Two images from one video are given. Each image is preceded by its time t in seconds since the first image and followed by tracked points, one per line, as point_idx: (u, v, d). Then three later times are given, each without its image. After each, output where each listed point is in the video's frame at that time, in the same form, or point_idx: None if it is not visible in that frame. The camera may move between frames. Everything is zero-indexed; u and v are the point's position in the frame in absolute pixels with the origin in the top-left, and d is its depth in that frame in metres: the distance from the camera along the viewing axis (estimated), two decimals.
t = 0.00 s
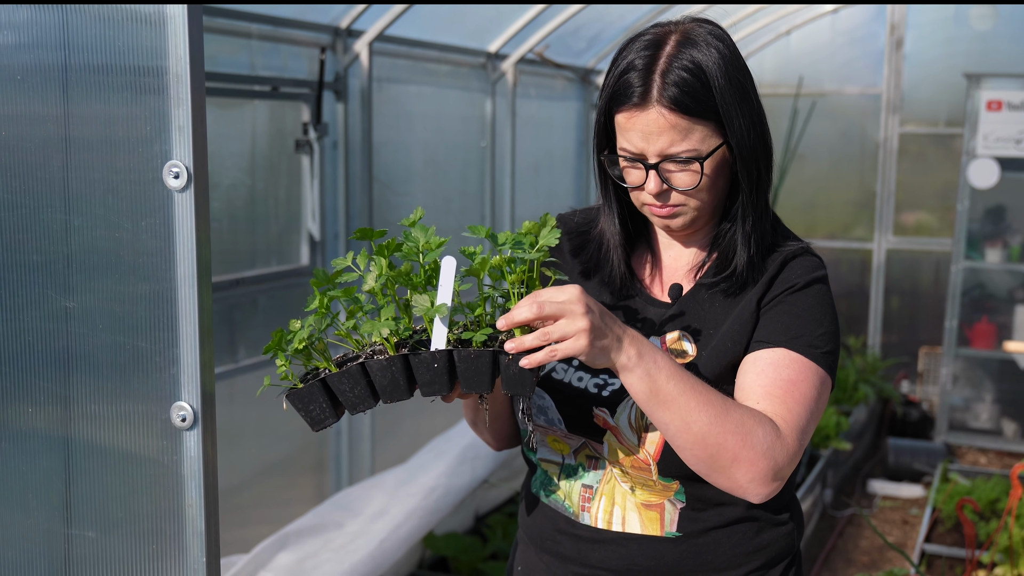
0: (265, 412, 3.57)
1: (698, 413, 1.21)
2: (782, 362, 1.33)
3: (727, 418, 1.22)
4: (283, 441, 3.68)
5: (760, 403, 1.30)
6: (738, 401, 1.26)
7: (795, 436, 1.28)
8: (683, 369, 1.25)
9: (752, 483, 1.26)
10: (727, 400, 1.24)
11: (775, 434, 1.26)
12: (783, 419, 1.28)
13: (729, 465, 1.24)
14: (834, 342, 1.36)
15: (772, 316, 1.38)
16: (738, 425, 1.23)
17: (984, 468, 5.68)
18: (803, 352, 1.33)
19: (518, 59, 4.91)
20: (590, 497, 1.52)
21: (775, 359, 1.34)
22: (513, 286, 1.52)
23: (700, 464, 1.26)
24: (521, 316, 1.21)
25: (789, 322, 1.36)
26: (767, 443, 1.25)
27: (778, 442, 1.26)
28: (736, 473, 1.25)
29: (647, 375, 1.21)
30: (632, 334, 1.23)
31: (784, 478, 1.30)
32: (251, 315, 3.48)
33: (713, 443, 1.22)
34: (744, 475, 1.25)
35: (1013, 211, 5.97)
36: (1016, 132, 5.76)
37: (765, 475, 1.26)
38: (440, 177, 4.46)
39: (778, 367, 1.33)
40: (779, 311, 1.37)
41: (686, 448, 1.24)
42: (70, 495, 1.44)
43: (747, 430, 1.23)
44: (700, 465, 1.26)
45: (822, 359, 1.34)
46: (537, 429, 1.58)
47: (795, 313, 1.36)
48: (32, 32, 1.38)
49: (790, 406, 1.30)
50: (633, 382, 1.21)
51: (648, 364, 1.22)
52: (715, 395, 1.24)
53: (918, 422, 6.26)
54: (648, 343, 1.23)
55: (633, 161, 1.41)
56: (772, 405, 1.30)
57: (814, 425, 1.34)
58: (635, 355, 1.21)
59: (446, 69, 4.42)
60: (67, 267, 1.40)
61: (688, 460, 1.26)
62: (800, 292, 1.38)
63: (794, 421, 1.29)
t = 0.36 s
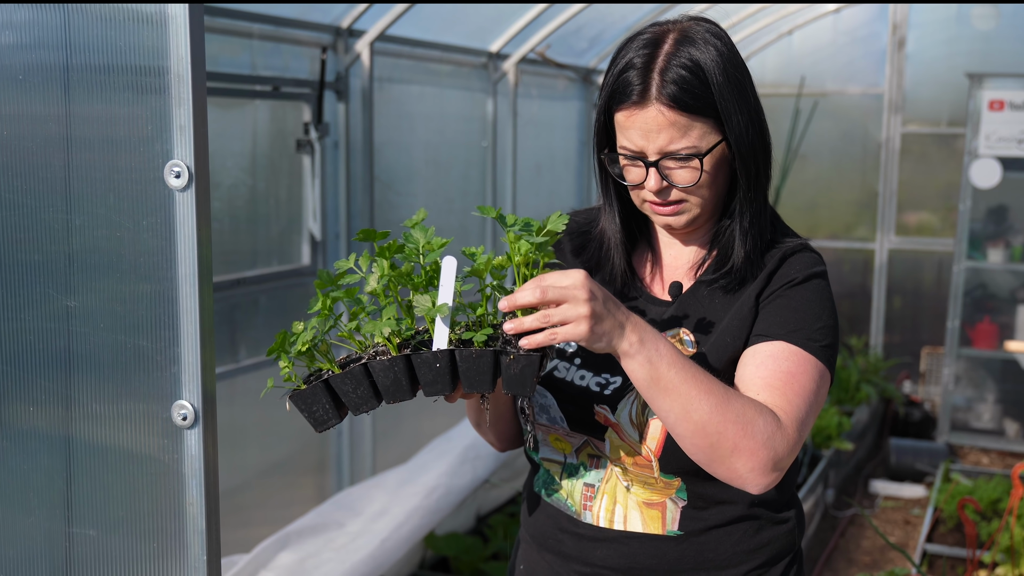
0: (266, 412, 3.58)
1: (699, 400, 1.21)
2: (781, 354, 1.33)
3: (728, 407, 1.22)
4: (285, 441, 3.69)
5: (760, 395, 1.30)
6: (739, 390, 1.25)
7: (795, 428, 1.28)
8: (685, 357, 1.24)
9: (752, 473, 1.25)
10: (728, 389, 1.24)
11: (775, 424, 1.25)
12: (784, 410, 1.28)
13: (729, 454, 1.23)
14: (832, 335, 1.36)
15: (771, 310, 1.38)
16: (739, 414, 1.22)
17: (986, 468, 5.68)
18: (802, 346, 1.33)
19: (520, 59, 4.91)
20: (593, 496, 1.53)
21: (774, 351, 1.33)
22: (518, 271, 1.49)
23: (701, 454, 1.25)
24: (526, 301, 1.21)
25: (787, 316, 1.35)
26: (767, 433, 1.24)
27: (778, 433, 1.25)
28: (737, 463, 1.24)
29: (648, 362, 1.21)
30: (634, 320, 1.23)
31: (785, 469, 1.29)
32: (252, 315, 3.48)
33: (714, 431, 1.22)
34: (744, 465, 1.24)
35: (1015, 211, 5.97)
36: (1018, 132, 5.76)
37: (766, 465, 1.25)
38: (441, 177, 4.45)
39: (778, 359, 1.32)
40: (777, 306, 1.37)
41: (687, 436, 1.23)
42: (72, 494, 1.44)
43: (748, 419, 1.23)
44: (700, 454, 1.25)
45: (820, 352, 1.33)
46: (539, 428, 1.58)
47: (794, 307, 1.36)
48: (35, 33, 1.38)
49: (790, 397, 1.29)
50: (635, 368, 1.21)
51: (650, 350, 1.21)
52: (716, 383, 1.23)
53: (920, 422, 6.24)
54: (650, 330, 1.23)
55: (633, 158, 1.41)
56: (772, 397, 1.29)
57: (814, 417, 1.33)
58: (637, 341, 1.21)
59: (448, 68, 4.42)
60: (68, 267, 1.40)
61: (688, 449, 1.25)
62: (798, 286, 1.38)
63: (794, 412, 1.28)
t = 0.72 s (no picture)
0: (266, 412, 3.57)
1: (698, 373, 1.19)
2: (778, 338, 1.32)
3: (727, 382, 1.20)
4: (285, 441, 3.69)
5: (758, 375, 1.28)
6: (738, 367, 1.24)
7: (793, 408, 1.26)
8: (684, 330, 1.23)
9: (751, 451, 1.23)
10: (728, 364, 1.22)
11: (774, 402, 1.24)
12: (782, 390, 1.26)
13: (727, 430, 1.21)
14: (826, 322, 1.35)
15: (764, 299, 1.37)
16: (739, 390, 1.20)
17: (987, 468, 5.68)
18: (798, 330, 1.32)
19: (520, 59, 4.90)
20: (591, 494, 1.53)
21: (771, 335, 1.32)
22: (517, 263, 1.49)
23: (698, 431, 1.22)
24: (525, 268, 1.17)
25: (781, 302, 1.35)
26: (766, 410, 1.22)
27: (776, 411, 1.23)
28: (735, 440, 1.22)
29: (648, 332, 1.19)
30: (635, 291, 1.20)
31: (782, 450, 1.27)
32: (252, 314, 3.48)
33: (713, 406, 1.19)
34: (743, 442, 1.22)
35: (1016, 211, 5.96)
36: (1019, 132, 5.75)
37: (764, 443, 1.23)
38: (441, 176, 4.45)
39: (774, 343, 1.31)
40: (772, 293, 1.37)
41: (685, 411, 1.21)
42: (72, 494, 1.44)
43: (747, 394, 1.21)
44: (698, 431, 1.22)
45: (815, 337, 1.33)
46: (537, 424, 1.58)
47: (788, 295, 1.35)
48: (33, 32, 1.38)
49: (788, 378, 1.28)
50: (635, 338, 1.19)
51: (650, 321, 1.19)
52: (715, 358, 1.22)
53: (921, 422, 6.20)
54: (651, 300, 1.20)
55: (628, 155, 1.41)
56: (770, 377, 1.28)
57: (811, 402, 1.32)
58: (637, 311, 1.19)
59: (448, 68, 4.42)
60: (70, 266, 1.40)
61: (685, 426, 1.23)
62: (793, 274, 1.38)
63: (792, 392, 1.27)
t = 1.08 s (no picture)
0: (268, 412, 3.56)
1: (724, 321, 1.14)
2: (788, 307, 1.29)
3: (752, 331, 1.16)
4: (286, 442, 3.68)
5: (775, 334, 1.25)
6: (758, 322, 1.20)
7: (811, 367, 1.23)
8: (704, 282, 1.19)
9: (776, 407, 1.18)
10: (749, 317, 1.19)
11: (795, 358, 1.20)
12: (799, 348, 1.23)
13: (752, 383, 1.16)
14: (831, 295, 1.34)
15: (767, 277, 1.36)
16: (763, 341, 1.17)
17: (990, 468, 5.66)
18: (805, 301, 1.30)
19: (522, 58, 4.89)
20: (592, 491, 1.52)
21: (782, 305, 1.30)
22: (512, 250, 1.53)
23: (721, 385, 1.17)
24: (549, 207, 1.13)
25: (786, 276, 1.34)
26: (789, 363, 1.19)
27: (798, 365, 1.20)
28: (760, 395, 1.17)
29: (672, 278, 1.14)
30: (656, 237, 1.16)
31: (802, 411, 1.23)
32: (253, 314, 3.47)
33: (739, 356, 1.15)
34: (768, 396, 1.17)
35: (1019, 210, 5.94)
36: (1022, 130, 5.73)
37: (789, 398, 1.18)
38: (443, 175, 4.44)
39: (785, 311, 1.29)
40: (775, 270, 1.36)
41: (710, 363, 1.15)
42: (76, 493, 1.43)
43: (771, 345, 1.17)
44: (721, 386, 1.17)
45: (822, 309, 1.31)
46: (538, 418, 1.58)
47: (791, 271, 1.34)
48: (38, 31, 1.37)
49: (803, 339, 1.25)
50: (658, 284, 1.14)
51: (673, 268, 1.15)
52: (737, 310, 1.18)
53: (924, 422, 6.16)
54: (675, 247, 1.16)
55: (629, 149, 1.40)
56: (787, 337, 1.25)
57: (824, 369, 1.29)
58: (661, 257, 1.15)
59: (449, 67, 4.41)
60: (73, 265, 1.39)
61: (709, 381, 1.17)
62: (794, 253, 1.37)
63: (809, 350, 1.24)
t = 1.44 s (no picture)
0: (267, 412, 3.55)
1: (791, 227, 1.18)
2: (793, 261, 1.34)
3: (813, 236, 1.21)
4: (286, 441, 3.67)
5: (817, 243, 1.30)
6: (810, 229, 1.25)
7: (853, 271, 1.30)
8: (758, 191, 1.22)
9: (839, 308, 1.24)
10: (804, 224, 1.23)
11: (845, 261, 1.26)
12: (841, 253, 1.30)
13: (819, 286, 1.21)
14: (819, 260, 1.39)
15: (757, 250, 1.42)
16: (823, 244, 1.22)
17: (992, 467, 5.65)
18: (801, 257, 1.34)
19: (522, 56, 4.87)
20: (591, 489, 1.51)
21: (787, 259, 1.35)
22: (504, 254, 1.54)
23: (790, 292, 1.21)
24: (596, 132, 1.14)
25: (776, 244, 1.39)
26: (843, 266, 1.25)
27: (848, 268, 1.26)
28: (826, 298, 1.22)
29: (739, 187, 1.17)
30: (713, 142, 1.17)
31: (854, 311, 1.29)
32: (252, 313, 3.46)
33: (807, 258, 1.19)
34: (832, 298, 1.23)
35: (1021, 209, 5.93)
36: None
37: (848, 299, 1.24)
38: (443, 174, 4.43)
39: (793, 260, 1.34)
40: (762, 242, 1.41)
41: (781, 269, 1.20)
42: (75, 493, 1.43)
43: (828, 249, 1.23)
44: (790, 292, 1.21)
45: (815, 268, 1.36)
46: (532, 419, 1.57)
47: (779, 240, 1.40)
48: (38, 29, 1.37)
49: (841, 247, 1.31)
50: (725, 194, 1.17)
51: (737, 175, 1.17)
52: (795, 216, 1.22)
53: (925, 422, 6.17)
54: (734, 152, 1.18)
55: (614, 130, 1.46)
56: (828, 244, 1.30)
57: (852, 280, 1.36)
58: (724, 166, 1.16)
59: (449, 65, 4.40)
60: (72, 264, 1.38)
61: (778, 288, 1.21)
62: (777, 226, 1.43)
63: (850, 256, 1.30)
